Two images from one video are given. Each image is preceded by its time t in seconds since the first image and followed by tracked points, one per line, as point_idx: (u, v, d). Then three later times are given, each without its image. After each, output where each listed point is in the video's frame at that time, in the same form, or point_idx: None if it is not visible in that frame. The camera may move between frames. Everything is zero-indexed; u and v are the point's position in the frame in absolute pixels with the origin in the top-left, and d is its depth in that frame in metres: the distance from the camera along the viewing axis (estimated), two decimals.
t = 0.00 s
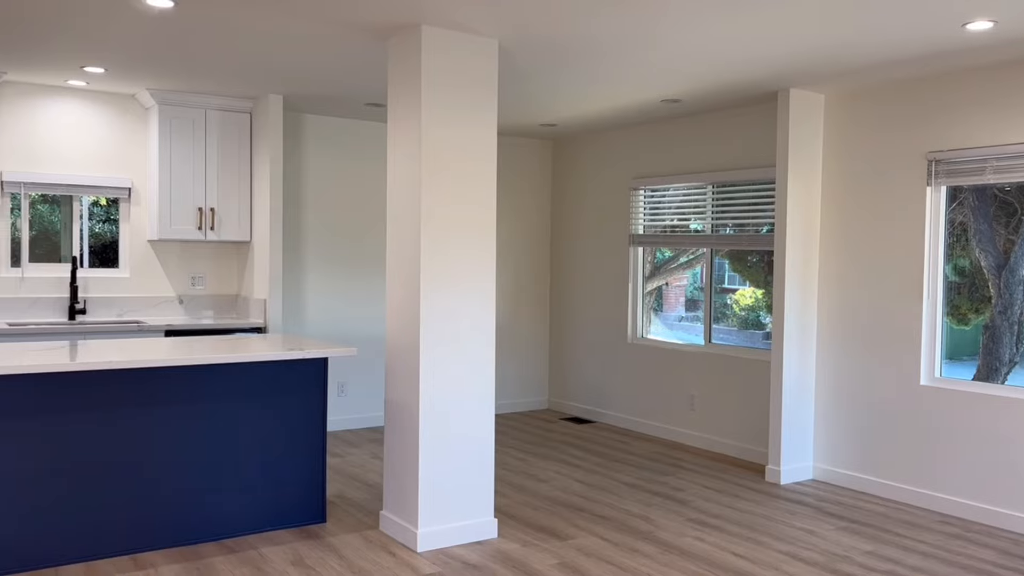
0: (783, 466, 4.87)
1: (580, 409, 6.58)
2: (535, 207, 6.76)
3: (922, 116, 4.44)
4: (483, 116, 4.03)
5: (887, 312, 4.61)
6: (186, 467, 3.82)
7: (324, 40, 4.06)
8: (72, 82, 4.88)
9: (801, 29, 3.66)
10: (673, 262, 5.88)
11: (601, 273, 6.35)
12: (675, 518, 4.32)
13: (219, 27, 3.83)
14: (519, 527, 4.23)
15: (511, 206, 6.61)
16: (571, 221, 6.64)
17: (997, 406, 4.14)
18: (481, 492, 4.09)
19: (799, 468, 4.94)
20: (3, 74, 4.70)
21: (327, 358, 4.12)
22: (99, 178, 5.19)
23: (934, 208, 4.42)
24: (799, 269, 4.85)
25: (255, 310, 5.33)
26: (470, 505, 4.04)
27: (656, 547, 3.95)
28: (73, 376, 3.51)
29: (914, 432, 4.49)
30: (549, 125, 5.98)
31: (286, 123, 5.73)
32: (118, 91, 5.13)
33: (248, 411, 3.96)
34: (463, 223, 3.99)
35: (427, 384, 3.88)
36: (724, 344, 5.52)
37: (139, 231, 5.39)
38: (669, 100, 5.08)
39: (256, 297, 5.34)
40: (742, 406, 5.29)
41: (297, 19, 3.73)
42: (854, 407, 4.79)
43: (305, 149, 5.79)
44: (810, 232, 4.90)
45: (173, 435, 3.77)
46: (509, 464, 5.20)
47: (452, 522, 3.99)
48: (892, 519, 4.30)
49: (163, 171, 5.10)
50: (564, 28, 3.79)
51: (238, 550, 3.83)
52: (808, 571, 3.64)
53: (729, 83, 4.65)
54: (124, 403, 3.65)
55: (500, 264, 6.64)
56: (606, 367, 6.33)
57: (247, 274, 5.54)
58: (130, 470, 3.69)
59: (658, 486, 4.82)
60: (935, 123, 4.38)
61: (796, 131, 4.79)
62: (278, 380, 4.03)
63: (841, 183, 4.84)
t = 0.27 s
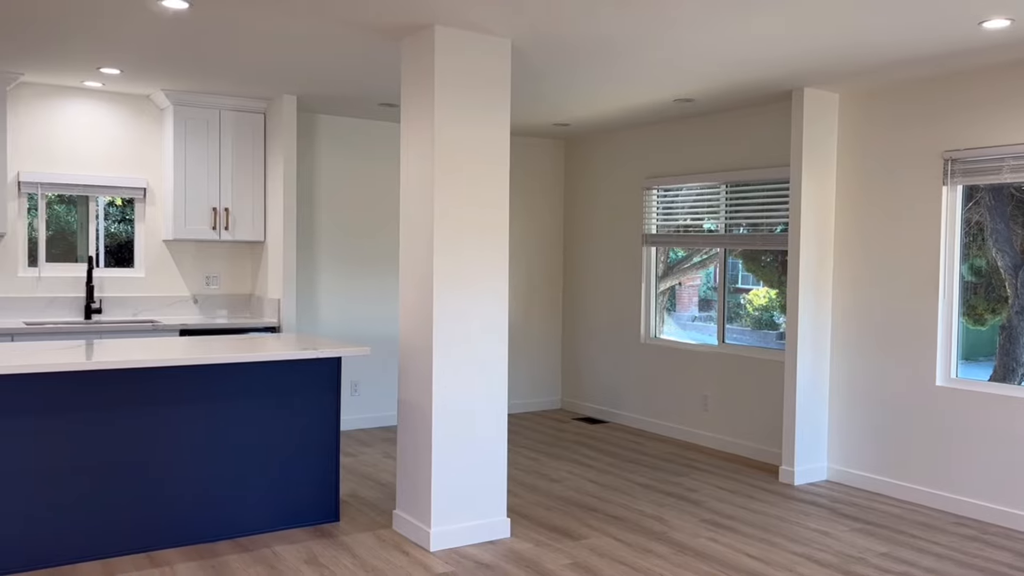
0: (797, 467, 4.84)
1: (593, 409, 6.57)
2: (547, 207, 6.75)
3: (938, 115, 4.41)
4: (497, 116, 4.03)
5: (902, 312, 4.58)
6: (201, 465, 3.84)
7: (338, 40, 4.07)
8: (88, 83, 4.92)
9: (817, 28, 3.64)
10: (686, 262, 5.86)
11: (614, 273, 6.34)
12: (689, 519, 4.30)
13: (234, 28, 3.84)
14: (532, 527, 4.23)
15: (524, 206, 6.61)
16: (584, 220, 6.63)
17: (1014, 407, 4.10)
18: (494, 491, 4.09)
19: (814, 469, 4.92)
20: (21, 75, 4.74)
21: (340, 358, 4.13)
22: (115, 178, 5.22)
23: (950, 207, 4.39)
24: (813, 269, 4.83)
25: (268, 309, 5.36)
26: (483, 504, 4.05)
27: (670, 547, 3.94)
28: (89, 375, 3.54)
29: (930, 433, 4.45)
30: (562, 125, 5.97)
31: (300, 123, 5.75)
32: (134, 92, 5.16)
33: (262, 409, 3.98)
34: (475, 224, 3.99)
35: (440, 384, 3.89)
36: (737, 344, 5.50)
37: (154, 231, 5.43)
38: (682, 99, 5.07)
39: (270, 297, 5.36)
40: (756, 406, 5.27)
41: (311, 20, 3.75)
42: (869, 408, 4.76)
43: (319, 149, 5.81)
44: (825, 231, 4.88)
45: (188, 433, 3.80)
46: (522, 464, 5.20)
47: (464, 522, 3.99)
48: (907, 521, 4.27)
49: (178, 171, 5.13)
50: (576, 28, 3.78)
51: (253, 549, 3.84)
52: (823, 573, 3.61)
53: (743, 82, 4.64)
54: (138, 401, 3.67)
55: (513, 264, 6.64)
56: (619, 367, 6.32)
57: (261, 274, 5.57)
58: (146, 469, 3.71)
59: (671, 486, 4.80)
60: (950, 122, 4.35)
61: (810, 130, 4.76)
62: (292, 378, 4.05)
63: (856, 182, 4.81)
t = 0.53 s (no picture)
0: (815, 468, 4.81)
1: (609, 408, 6.57)
2: (564, 206, 6.75)
3: (958, 113, 4.36)
4: (513, 116, 4.03)
5: (922, 312, 4.54)
6: (220, 463, 3.87)
7: (355, 41, 4.08)
8: (109, 84, 4.96)
9: (836, 26, 3.62)
10: (703, 261, 5.84)
11: (630, 272, 6.32)
12: (706, 519, 4.29)
13: (252, 29, 3.87)
14: (548, 526, 4.23)
15: (540, 205, 6.61)
16: (600, 220, 6.62)
17: None
18: (511, 491, 4.10)
19: (832, 469, 4.89)
20: (43, 76, 4.79)
21: (357, 357, 4.14)
22: (135, 178, 5.27)
23: (971, 206, 4.35)
24: (831, 269, 4.80)
25: (286, 309, 5.39)
26: (499, 503, 4.05)
27: (687, 548, 3.93)
28: (109, 374, 3.57)
29: (950, 434, 4.41)
30: (578, 124, 5.96)
31: (317, 124, 5.77)
32: (153, 92, 5.20)
33: (280, 408, 4.00)
34: (491, 224, 4.00)
35: (456, 383, 3.90)
36: (754, 344, 5.48)
37: (173, 231, 5.47)
38: (699, 98, 5.05)
39: (287, 296, 5.39)
40: (773, 406, 5.24)
41: (329, 21, 3.76)
42: (888, 408, 4.72)
43: (336, 149, 5.84)
44: (843, 231, 4.84)
45: (207, 432, 3.83)
46: (538, 463, 5.20)
47: (481, 521, 4.00)
48: (927, 522, 4.23)
49: (197, 171, 5.17)
50: (593, 28, 3.78)
51: (271, 547, 3.87)
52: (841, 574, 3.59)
53: (760, 81, 4.61)
54: (158, 400, 3.70)
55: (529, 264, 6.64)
56: (636, 367, 6.31)
57: (279, 273, 5.60)
58: (166, 467, 3.74)
59: (688, 486, 4.79)
60: (971, 120, 4.30)
61: (829, 129, 4.73)
62: (310, 377, 4.07)
63: (875, 181, 4.77)
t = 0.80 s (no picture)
0: (838, 469, 4.78)
1: (629, 408, 6.56)
2: (584, 205, 6.74)
3: (985, 111, 4.31)
4: (535, 115, 4.03)
5: (948, 312, 4.49)
6: (244, 460, 3.90)
7: (377, 41, 4.10)
8: (134, 85, 5.02)
9: (860, 23, 3.58)
10: (724, 260, 5.81)
11: (651, 271, 6.30)
12: (727, 520, 4.27)
13: (275, 30, 3.89)
14: (569, 526, 4.23)
15: (561, 204, 6.61)
16: (621, 219, 6.61)
17: None
18: (532, 490, 4.10)
19: (855, 470, 4.84)
20: (69, 78, 4.85)
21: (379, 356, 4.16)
22: (159, 178, 5.32)
23: (998, 205, 4.29)
24: (855, 268, 4.76)
25: (308, 308, 5.42)
26: (520, 502, 4.06)
27: (708, 548, 3.91)
28: (135, 371, 3.61)
29: (976, 435, 4.36)
30: (599, 122, 5.95)
31: (339, 124, 5.80)
32: (177, 93, 5.25)
33: (303, 406, 4.03)
34: (513, 223, 4.00)
35: (477, 381, 3.90)
36: (776, 343, 5.44)
37: (197, 231, 5.52)
38: (721, 97, 5.02)
39: (309, 295, 5.43)
40: (795, 407, 5.21)
41: (351, 21, 3.79)
42: (912, 409, 4.68)
43: (357, 149, 5.86)
44: (867, 229, 4.80)
45: (231, 429, 3.86)
46: (559, 462, 5.20)
47: (502, 520, 4.01)
48: (952, 524, 4.19)
49: (220, 171, 5.21)
50: (615, 26, 3.76)
51: (294, 544, 3.90)
52: None
53: (783, 79, 4.58)
54: (183, 398, 3.74)
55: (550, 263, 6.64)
56: (657, 366, 6.29)
57: (301, 272, 5.63)
58: (191, 464, 3.78)
59: (710, 486, 4.77)
60: (998, 117, 4.25)
61: (853, 126, 4.69)
62: (332, 375, 4.09)
63: (900, 179, 4.72)
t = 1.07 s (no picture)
0: (865, 469, 4.73)
1: (652, 407, 6.54)
2: (608, 204, 6.72)
3: (1016, 107, 4.25)
4: (560, 114, 4.03)
5: (978, 311, 4.44)
6: (270, 457, 3.93)
7: (402, 40, 4.12)
8: (162, 86, 5.08)
9: (887, 19, 3.55)
10: (749, 259, 5.78)
11: (675, 270, 6.28)
12: (753, 520, 4.25)
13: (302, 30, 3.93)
14: (593, 525, 4.22)
15: (584, 203, 6.60)
16: (644, 217, 6.58)
17: None
18: (556, 489, 4.10)
19: (882, 471, 4.80)
20: (99, 79, 4.92)
21: (403, 354, 4.18)
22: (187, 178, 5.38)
23: None
24: (882, 266, 4.71)
25: (333, 306, 5.46)
26: (544, 501, 4.06)
27: (734, 548, 3.89)
28: (163, 368, 3.65)
29: (1006, 436, 4.30)
30: (623, 121, 5.94)
31: (363, 123, 5.83)
32: (205, 94, 5.31)
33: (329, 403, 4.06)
34: (538, 222, 4.01)
35: (502, 380, 3.91)
36: (801, 343, 5.40)
37: (224, 230, 5.57)
38: (746, 94, 5.00)
39: (334, 294, 5.46)
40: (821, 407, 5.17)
41: (377, 21, 3.81)
42: (941, 409, 4.62)
43: (381, 148, 5.89)
44: (894, 228, 4.75)
45: (258, 427, 3.89)
46: (583, 461, 5.19)
47: (526, 519, 4.01)
48: (982, 526, 4.13)
49: (246, 171, 5.26)
50: (640, 24, 3.75)
51: (320, 540, 3.92)
52: None
53: (809, 76, 4.55)
54: (212, 395, 3.78)
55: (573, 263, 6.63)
56: (680, 366, 6.26)
57: (326, 271, 5.67)
58: (219, 461, 3.82)
59: (735, 486, 4.75)
60: None
61: (880, 124, 4.65)
62: (357, 373, 4.12)
63: (928, 177, 4.67)
